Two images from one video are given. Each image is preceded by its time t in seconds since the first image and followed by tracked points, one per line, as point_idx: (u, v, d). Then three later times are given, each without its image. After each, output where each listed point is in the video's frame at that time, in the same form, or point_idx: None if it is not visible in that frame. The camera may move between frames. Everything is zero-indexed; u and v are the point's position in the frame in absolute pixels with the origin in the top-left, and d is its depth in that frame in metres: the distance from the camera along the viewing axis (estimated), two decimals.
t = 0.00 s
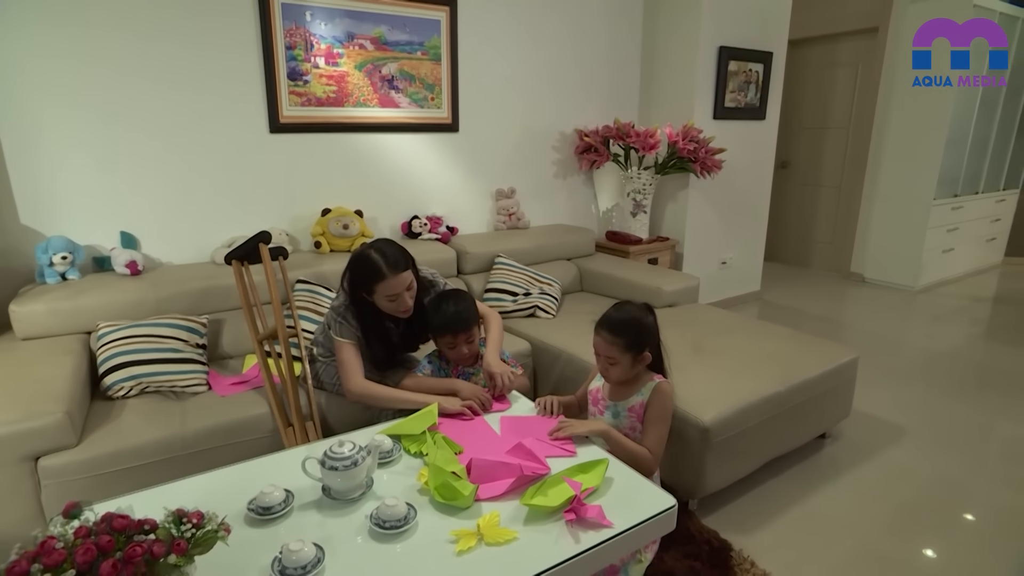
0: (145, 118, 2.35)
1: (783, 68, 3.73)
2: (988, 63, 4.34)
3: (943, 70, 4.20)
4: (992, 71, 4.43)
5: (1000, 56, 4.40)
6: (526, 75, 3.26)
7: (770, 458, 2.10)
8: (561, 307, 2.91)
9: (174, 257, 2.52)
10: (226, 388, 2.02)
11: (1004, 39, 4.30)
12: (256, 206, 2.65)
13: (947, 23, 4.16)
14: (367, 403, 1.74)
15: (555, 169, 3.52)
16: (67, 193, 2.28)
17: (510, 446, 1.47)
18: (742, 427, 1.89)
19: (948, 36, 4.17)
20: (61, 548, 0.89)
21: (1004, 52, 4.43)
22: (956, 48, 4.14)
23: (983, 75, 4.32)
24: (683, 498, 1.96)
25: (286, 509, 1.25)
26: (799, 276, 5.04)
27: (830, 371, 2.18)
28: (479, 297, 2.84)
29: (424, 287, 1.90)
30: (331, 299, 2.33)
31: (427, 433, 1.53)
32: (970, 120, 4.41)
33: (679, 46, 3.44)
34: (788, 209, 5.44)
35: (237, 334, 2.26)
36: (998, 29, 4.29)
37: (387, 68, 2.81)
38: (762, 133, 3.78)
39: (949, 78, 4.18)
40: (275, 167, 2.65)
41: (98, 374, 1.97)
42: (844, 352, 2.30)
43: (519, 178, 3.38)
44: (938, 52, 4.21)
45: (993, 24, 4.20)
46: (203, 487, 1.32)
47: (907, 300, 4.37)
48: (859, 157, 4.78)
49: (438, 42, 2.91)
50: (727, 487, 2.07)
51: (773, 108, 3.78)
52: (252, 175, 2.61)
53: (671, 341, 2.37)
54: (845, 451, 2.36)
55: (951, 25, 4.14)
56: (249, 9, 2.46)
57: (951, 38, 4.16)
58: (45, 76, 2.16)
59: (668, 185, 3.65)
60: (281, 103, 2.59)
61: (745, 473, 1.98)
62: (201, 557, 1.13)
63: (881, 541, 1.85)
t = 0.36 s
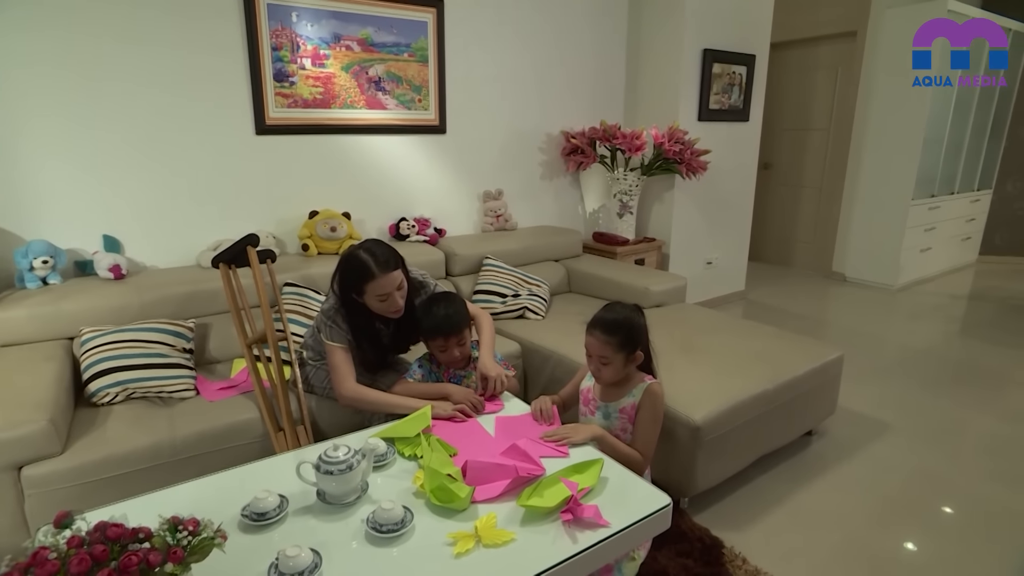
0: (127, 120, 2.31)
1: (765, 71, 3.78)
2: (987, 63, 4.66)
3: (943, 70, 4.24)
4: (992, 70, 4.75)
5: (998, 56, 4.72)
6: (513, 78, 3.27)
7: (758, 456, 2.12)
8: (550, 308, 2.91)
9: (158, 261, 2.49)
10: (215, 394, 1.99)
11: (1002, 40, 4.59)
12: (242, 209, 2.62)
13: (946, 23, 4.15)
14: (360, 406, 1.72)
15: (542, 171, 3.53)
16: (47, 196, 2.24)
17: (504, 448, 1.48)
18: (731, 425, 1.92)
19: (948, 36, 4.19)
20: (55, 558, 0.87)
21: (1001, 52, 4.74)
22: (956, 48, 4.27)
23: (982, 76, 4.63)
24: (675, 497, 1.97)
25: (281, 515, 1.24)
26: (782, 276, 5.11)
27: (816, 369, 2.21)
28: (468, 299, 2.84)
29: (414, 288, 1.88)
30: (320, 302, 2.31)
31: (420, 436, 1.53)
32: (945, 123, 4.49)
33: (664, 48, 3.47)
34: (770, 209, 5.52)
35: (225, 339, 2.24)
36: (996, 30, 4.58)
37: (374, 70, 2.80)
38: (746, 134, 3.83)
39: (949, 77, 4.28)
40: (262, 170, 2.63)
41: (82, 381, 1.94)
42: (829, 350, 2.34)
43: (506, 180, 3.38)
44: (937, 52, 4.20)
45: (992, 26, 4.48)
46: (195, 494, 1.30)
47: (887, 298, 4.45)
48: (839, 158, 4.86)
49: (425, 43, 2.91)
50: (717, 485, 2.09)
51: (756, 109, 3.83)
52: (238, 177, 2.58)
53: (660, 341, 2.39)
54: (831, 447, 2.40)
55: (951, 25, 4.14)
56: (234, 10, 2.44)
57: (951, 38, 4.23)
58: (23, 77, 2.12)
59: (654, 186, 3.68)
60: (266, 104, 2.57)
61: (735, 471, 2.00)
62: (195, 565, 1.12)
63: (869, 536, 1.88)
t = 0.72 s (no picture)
0: (112, 122, 2.28)
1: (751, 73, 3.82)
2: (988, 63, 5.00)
3: (943, 70, 4.48)
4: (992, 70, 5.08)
5: (999, 56, 5.06)
6: (503, 81, 3.28)
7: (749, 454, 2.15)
8: (540, 309, 2.92)
9: (145, 264, 2.45)
10: (205, 398, 1.97)
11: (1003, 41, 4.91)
12: (230, 211, 2.60)
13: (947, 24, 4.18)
14: (353, 409, 1.72)
15: (531, 172, 3.54)
16: (29, 199, 2.19)
17: (500, 449, 1.48)
18: (723, 424, 1.93)
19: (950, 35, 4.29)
20: (50, 568, 0.86)
21: (1003, 53, 5.08)
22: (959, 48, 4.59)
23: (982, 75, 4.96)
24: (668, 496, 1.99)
25: (276, 520, 1.23)
26: (767, 276, 5.16)
27: (805, 367, 2.24)
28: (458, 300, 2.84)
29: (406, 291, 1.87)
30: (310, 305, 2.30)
31: (415, 438, 1.52)
32: (925, 125, 4.57)
33: (651, 49, 3.50)
34: (756, 210, 5.58)
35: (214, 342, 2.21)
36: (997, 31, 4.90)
37: (363, 71, 2.79)
38: (732, 136, 3.87)
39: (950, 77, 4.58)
40: (250, 171, 2.61)
41: (68, 386, 1.91)
42: (818, 349, 2.37)
43: (495, 182, 3.39)
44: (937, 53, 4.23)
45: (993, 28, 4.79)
46: (188, 500, 1.29)
47: (871, 297, 4.52)
48: (824, 159, 4.92)
49: (414, 45, 2.91)
50: (710, 483, 2.11)
51: (742, 111, 3.87)
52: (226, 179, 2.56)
53: (651, 342, 2.40)
54: (820, 445, 2.43)
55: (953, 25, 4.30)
56: (222, 10, 2.41)
57: (951, 38, 4.48)
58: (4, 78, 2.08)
59: (642, 187, 3.70)
60: (255, 106, 2.55)
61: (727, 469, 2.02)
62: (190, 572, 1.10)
63: (859, 531, 1.91)
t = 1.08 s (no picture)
0: (95, 123, 2.24)
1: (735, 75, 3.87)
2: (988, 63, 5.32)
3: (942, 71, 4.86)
4: (992, 71, 5.35)
5: (1001, 56, 5.30)
6: (491, 82, 3.29)
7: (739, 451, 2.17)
8: (530, 309, 2.93)
9: (131, 267, 2.42)
10: (194, 402, 1.95)
11: (1003, 41, 5.17)
12: (217, 213, 2.57)
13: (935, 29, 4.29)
14: (347, 413, 1.71)
15: (520, 173, 3.55)
16: (12, 202, 2.15)
17: (495, 450, 1.48)
18: (714, 422, 1.95)
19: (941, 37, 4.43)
20: None
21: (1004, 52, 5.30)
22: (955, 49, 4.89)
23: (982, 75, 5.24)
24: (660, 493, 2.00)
25: (272, 524, 1.22)
26: (752, 275, 5.22)
27: (792, 365, 2.27)
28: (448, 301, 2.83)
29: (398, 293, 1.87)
30: (300, 307, 2.28)
31: (410, 439, 1.52)
32: (904, 126, 4.65)
33: (638, 49, 3.52)
34: (741, 210, 5.64)
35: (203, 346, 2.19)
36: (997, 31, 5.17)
37: (351, 72, 2.77)
38: (718, 137, 3.91)
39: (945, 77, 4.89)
40: (237, 172, 2.58)
41: (53, 392, 1.87)
42: (804, 346, 2.40)
43: (483, 183, 3.39)
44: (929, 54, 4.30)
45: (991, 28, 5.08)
46: (181, 506, 1.27)
47: (853, 295, 4.60)
48: (807, 160, 5.00)
49: (402, 46, 2.90)
50: (701, 481, 2.14)
51: (727, 113, 3.91)
52: (212, 181, 2.53)
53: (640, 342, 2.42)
54: (808, 442, 2.46)
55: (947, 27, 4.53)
56: (208, 10, 2.39)
57: (951, 39, 4.84)
58: None
59: (630, 188, 3.73)
60: (242, 107, 2.52)
61: (718, 466, 2.04)
62: None
63: (848, 526, 1.94)
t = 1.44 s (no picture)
0: (80, 124, 2.21)
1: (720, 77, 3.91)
2: (988, 63, 5.40)
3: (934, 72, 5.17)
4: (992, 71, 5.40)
5: (1001, 56, 5.35)
6: (481, 83, 3.30)
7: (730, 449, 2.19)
8: (520, 310, 2.93)
9: (117, 270, 2.39)
10: (184, 406, 1.93)
11: (1005, 41, 5.27)
12: (205, 215, 2.54)
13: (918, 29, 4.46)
14: (340, 415, 1.70)
15: (509, 174, 3.56)
16: None
17: (491, 450, 1.48)
18: (705, 420, 1.97)
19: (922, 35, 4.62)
20: None
21: (1004, 52, 5.35)
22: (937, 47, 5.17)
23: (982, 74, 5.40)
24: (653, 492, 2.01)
25: (269, 528, 1.21)
26: (739, 274, 5.28)
27: (781, 363, 2.30)
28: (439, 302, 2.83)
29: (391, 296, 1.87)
30: (290, 309, 2.27)
31: (406, 441, 1.52)
32: (885, 127, 4.72)
33: (626, 50, 3.54)
34: (727, 209, 5.70)
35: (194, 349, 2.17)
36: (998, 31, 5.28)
37: (340, 73, 2.76)
38: (704, 138, 3.95)
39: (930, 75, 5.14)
40: (225, 173, 2.55)
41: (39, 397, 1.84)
42: (792, 345, 2.43)
43: (472, 184, 3.39)
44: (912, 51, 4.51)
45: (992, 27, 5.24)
46: (175, 512, 1.26)
47: (838, 294, 4.66)
48: (791, 160, 5.06)
49: (391, 46, 2.89)
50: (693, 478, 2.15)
51: (713, 114, 3.95)
52: (199, 182, 2.50)
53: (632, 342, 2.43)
54: (797, 439, 2.49)
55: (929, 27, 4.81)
56: (194, 10, 2.36)
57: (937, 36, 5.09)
58: None
59: (618, 188, 3.75)
60: (229, 108, 2.50)
61: (710, 464, 2.06)
62: None
63: (838, 521, 1.96)
